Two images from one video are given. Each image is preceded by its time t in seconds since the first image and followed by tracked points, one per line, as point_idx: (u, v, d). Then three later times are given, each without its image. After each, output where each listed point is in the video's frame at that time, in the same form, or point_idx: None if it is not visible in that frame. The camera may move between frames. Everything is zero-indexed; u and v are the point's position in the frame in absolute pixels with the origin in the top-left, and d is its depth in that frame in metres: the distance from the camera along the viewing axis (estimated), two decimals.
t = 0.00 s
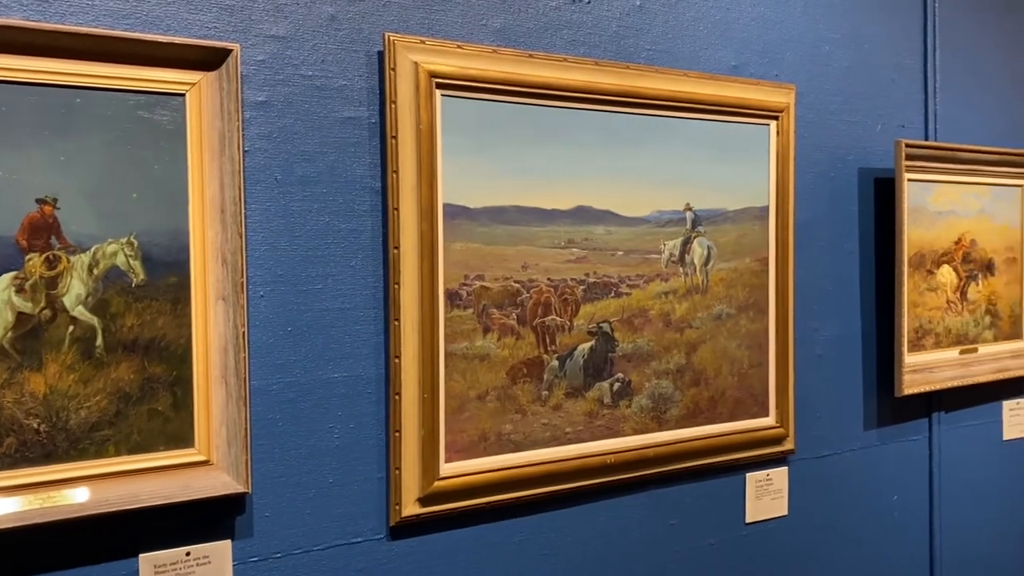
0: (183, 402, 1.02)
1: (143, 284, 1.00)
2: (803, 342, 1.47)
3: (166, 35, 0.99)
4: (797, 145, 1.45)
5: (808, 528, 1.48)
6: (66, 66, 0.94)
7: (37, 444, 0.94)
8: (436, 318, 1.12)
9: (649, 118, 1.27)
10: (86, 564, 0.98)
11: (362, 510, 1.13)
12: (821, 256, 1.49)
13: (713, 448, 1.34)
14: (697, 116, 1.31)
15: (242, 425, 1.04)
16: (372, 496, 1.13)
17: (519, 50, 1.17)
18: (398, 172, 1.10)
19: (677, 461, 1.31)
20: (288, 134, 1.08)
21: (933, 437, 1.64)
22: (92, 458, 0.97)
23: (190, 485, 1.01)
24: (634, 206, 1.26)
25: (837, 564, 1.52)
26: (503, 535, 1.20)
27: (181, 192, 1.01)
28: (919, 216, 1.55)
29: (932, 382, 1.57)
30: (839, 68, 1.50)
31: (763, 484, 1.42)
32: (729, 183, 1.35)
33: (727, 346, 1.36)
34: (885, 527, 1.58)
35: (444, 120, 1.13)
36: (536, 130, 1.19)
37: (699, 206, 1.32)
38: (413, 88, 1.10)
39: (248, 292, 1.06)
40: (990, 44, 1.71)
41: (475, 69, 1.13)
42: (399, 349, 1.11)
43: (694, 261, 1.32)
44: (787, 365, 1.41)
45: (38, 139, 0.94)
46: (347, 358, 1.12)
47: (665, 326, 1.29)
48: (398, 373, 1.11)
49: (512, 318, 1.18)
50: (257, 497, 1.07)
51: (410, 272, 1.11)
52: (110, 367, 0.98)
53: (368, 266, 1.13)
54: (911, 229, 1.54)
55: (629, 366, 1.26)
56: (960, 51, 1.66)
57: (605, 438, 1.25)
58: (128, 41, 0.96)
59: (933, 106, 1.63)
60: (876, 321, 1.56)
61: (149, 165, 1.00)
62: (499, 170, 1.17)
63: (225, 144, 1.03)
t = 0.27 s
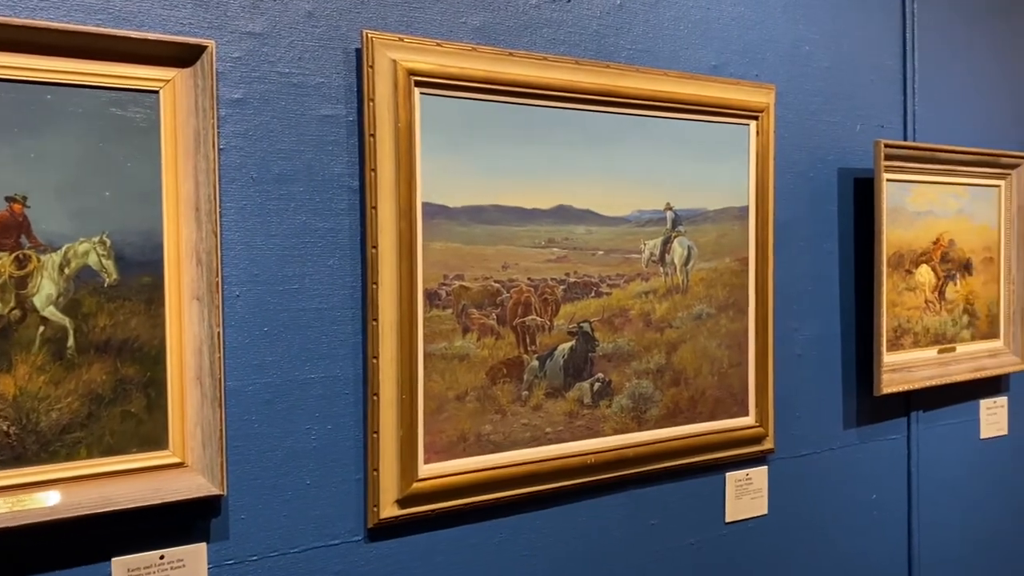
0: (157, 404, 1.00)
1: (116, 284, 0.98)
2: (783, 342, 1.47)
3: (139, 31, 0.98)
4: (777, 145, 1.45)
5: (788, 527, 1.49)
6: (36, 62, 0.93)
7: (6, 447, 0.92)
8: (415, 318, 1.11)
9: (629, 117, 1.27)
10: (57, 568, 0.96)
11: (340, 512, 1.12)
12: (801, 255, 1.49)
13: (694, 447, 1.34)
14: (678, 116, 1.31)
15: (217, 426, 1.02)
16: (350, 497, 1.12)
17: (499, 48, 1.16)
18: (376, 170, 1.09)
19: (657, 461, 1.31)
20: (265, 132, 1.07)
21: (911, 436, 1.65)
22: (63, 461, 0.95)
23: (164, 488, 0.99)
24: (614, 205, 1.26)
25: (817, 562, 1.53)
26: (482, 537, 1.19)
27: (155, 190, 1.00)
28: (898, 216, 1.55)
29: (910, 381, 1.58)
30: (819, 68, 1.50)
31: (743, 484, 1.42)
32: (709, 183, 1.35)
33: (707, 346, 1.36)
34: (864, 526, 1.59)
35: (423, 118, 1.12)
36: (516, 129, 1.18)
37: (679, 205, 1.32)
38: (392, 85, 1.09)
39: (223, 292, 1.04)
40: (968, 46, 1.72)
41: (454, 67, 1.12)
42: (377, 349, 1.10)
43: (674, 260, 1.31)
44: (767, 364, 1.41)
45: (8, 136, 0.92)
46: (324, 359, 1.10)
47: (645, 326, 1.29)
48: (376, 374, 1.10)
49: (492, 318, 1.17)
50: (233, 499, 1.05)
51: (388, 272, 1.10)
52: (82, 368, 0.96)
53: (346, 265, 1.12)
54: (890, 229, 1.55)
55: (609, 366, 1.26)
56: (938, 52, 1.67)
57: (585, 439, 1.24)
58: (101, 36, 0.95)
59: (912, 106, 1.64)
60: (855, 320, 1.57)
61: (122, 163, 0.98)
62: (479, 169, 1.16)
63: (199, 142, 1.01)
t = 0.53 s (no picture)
0: (127, 405, 0.98)
1: (85, 282, 0.96)
2: (763, 341, 1.47)
3: (109, 25, 0.96)
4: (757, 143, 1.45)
5: (768, 526, 1.48)
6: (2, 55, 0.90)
7: None
8: (391, 317, 1.10)
9: (609, 115, 1.26)
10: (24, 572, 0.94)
11: (315, 514, 1.10)
12: (780, 254, 1.49)
13: (674, 447, 1.33)
14: (658, 114, 1.30)
15: (189, 427, 1.00)
16: (326, 499, 1.11)
17: (477, 44, 1.15)
18: (351, 167, 1.07)
19: (637, 460, 1.30)
20: (238, 128, 1.05)
21: (891, 434, 1.66)
22: (30, 463, 0.93)
23: (134, 490, 0.97)
24: (594, 203, 1.25)
25: (797, 561, 1.53)
26: (460, 538, 1.18)
27: (125, 187, 0.98)
28: (877, 215, 1.56)
29: (890, 380, 1.58)
30: (799, 67, 1.50)
31: (723, 483, 1.42)
32: (690, 182, 1.35)
33: (686, 345, 1.35)
34: (844, 524, 1.59)
35: (400, 115, 1.11)
36: (495, 126, 1.17)
37: (659, 204, 1.31)
38: (368, 81, 1.07)
39: (196, 291, 1.02)
40: (947, 45, 1.73)
41: (431, 63, 1.11)
42: (353, 348, 1.08)
43: (654, 259, 1.31)
44: (747, 363, 1.41)
45: None
46: (299, 359, 1.09)
47: (625, 325, 1.28)
48: (352, 374, 1.08)
49: (470, 317, 1.16)
50: (206, 502, 1.03)
51: (364, 270, 1.08)
52: (50, 369, 0.94)
53: (321, 264, 1.10)
54: (870, 228, 1.55)
55: (588, 365, 1.25)
56: (917, 51, 1.67)
57: (565, 438, 1.24)
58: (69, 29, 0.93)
59: (891, 105, 1.64)
60: (835, 319, 1.57)
61: (91, 159, 0.96)
62: (457, 167, 1.15)
63: (171, 138, 0.99)
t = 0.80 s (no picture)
0: (100, 406, 0.96)
1: (56, 281, 0.94)
2: (745, 340, 1.47)
3: (81, 18, 0.94)
4: (739, 142, 1.44)
5: (750, 525, 1.48)
6: None
7: None
8: (371, 317, 1.08)
9: (591, 113, 1.25)
10: None
11: (293, 516, 1.08)
12: (763, 253, 1.49)
13: (656, 446, 1.33)
14: (640, 112, 1.30)
15: (163, 428, 0.98)
16: (304, 501, 1.09)
17: (458, 41, 1.14)
18: (330, 164, 1.06)
19: (619, 460, 1.30)
20: (214, 125, 1.03)
21: (872, 433, 1.66)
22: None
23: (107, 493, 0.96)
24: (576, 202, 1.24)
25: (779, 560, 1.53)
26: (441, 539, 1.17)
27: (98, 183, 0.96)
28: (859, 214, 1.56)
29: (871, 379, 1.58)
30: (781, 66, 1.50)
31: (705, 483, 1.42)
32: (672, 180, 1.34)
33: (668, 344, 1.35)
34: (825, 523, 1.60)
35: (379, 111, 1.09)
36: (475, 123, 1.16)
37: (641, 202, 1.31)
38: (347, 77, 1.06)
39: (170, 290, 1.01)
40: (928, 46, 1.73)
41: (411, 59, 1.10)
42: (331, 348, 1.07)
43: (636, 258, 1.30)
44: (729, 362, 1.41)
45: None
46: (276, 359, 1.07)
47: (607, 324, 1.28)
48: (331, 373, 1.07)
49: (451, 316, 1.14)
50: (181, 504, 1.02)
51: (343, 269, 1.07)
52: (20, 369, 0.92)
53: (299, 262, 1.08)
54: (851, 227, 1.55)
55: (570, 365, 1.24)
56: (898, 51, 1.68)
57: (546, 438, 1.23)
58: (40, 23, 0.91)
59: (873, 105, 1.65)
60: (817, 318, 1.57)
61: (62, 155, 0.94)
62: (437, 164, 1.13)
63: (145, 134, 0.97)
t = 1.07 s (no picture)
0: (73, 408, 0.95)
1: (27, 280, 0.92)
2: (727, 339, 1.47)
3: (53, 13, 0.92)
4: (721, 140, 1.44)
5: (732, 524, 1.48)
6: None
7: None
8: (350, 316, 1.07)
9: (572, 111, 1.25)
10: None
11: (271, 518, 1.07)
12: (744, 252, 1.49)
13: (638, 446, 1.32)
14: (621, 110, 1.29)
15: (138, 430, 0.97)
16: (282, 503, 1.08)
17: (438, 37, 1.13)
18: (307, 162, 1.05)
19: (601, 460, 1.29)
20: (190, 122, 1.01)
21: (854, 432, 1.67)
22: None
23: (79, 496, 0.94)
24: (557, 200, 1.23)
25: (761, 559, 1.53)
26: (421, 541, 1.16)
27: (70, 181, 0.94)
28: (841, 213, 1.56)
29: (853, 377, 1.59)
30: (763, 64, 1.50)
31: (688, 482, 1.41)
32: (654, 179, 1.34)
33: (650, 343, 1.34)
34: (807, 521, 1.60)
35: (358, 108, 1.08)
36: (456, 121, 1.15)
37: (623, 201, 1.30)
38: (325, 74, 1.04)
39: (145, 289, 0.99)
40: (909, 45, 1.74)
41: (390, 55, 1.08)
42: (310, 348, 1.05)
43: (618, 257, 1.30)
44: (711, 361, 1.41)
45: None
46: (254, 359, 1.06)
47: (589, 324, 1.27)
48: (309, 374, 1.05)
49: (432, 316, 1.13)
50: (156, 506, 1.00)
51: (321, 268, 1.06)
52: None
53: (277, 261, 1.07)
54: (833, 226, 1.56)
55: (552, 364, 1.24)
56: (879, 50, 1.69)
57: (527, 438, 1.22)
58: (9, 17, 0.89)
59: (854, 104, 1.65)
60: (799, 317, 1.57)
61: (33, 151, 0.92)
62: (416, 162, 1.12)
63: (119, 131, 0.96)
